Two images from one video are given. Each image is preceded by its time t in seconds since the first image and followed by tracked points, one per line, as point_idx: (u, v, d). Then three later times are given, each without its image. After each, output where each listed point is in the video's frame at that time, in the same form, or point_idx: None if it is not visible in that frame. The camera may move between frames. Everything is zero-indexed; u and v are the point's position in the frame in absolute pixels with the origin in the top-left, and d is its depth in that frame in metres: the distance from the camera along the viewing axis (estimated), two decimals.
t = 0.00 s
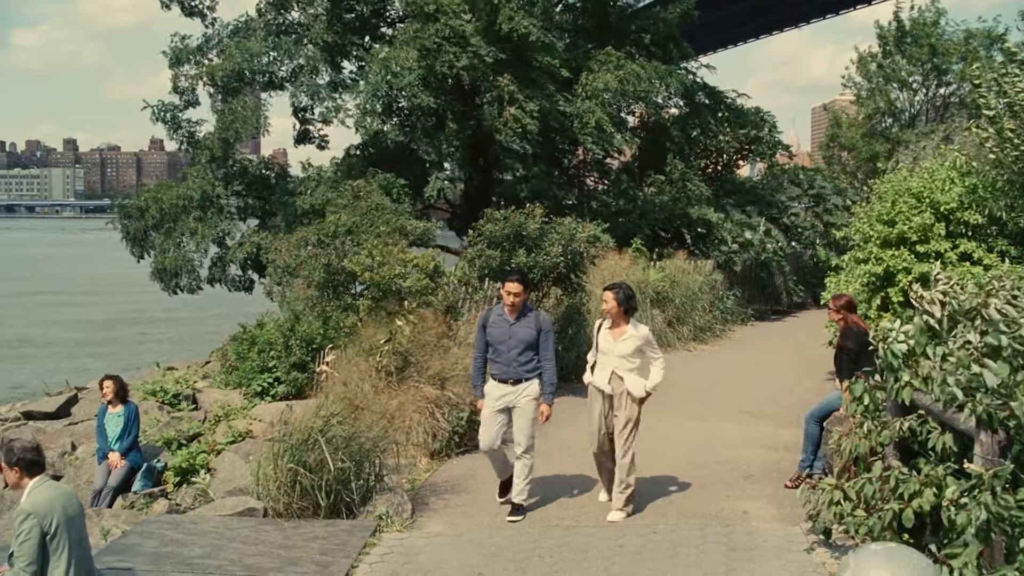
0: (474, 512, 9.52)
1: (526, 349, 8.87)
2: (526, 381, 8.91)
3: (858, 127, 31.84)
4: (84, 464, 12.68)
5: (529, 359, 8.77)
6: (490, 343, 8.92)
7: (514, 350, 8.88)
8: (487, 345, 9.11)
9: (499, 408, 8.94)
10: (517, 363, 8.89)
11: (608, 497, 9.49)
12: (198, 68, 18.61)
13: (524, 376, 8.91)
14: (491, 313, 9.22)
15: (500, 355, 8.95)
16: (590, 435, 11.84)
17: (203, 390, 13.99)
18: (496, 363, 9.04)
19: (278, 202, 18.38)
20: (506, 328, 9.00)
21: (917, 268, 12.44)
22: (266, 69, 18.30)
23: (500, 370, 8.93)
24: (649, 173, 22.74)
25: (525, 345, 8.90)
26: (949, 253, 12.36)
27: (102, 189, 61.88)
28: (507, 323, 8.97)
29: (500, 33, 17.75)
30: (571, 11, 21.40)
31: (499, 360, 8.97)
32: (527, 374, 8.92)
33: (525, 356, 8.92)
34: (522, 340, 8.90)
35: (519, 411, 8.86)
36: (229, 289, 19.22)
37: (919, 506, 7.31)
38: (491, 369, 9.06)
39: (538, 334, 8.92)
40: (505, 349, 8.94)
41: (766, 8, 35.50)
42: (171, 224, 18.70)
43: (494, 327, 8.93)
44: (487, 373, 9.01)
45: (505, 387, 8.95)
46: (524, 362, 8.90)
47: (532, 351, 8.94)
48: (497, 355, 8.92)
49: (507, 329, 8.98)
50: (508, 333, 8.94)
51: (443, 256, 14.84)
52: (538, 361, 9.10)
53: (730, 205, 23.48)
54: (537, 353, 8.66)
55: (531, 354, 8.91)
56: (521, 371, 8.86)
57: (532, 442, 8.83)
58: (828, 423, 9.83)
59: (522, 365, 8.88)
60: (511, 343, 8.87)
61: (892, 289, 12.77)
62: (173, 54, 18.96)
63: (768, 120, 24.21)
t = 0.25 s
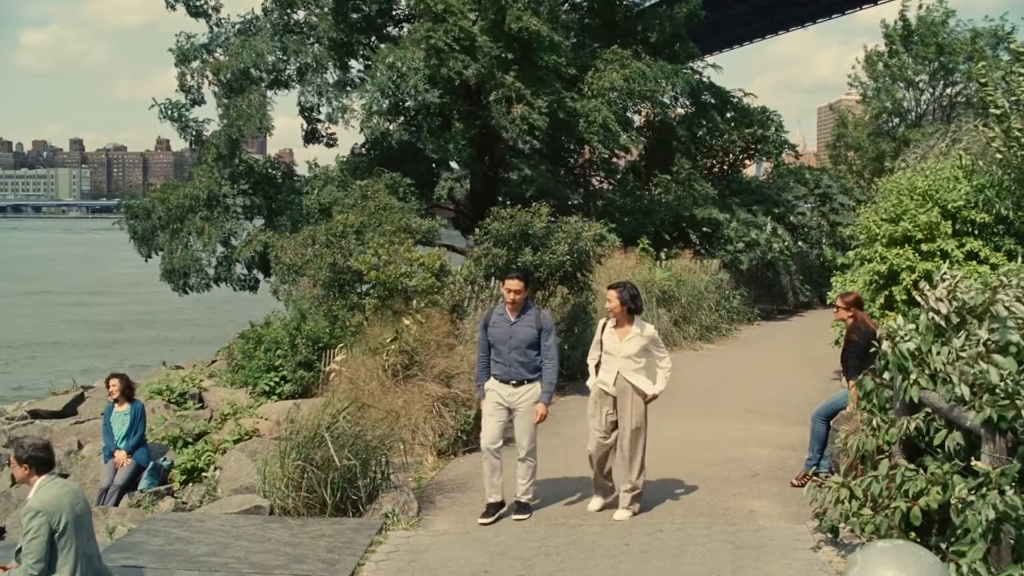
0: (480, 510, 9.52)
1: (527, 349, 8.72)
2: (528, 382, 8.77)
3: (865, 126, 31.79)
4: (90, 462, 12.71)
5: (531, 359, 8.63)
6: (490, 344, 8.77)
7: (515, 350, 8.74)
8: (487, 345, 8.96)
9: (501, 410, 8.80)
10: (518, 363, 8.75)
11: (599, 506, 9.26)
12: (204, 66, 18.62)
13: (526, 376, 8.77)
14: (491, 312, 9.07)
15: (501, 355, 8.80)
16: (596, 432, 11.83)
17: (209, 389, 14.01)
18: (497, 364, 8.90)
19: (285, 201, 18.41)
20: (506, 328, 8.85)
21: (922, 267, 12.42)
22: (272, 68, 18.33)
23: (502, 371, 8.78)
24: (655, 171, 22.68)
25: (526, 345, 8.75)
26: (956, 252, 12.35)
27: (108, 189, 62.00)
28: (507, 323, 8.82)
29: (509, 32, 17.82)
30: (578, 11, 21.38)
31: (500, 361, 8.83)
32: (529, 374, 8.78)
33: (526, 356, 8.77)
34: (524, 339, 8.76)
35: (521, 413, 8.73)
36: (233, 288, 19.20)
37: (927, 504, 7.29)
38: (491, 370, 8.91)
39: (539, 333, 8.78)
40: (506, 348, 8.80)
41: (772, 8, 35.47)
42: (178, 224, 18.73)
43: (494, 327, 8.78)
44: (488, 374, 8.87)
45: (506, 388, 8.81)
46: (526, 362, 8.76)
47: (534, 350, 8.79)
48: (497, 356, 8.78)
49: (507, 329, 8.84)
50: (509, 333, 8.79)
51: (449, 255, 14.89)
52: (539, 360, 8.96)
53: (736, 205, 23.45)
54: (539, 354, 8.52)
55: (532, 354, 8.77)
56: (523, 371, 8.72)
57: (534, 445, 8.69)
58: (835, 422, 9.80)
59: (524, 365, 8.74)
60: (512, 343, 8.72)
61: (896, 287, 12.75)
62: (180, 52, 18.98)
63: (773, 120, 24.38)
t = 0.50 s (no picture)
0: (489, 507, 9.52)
1: (523, 354, 8.47)
2: (525, 388, 8.52)
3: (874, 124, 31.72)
4: (100, 459, 12.75)
5: (528, 364, 8.38)
6: (485, 350, 8.49)
7: (510, 356, 8.48)
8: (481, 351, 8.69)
9: (498, 418, 8.54)
10: (515, 369, 8.49)
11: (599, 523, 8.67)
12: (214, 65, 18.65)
13: (523, 382, 8.51)
14: (482, 318, 8.80)
15: (496, 362, 8.54)
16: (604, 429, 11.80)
17: (219, 387, 14.08)
18: (493, 370, 8.63)
19: (296, 200, 18.49)
20: (500, 333, 8.58)
21: (933, 264, 12.33)
22: (282, 65, 18.45)
23: (498, 378, 8.53)
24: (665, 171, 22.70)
25: (522, 350, 8.50)
26: (968, 249, 12.34)
27: (118, 191, 62.17)
28: (501, 327, 8.56)
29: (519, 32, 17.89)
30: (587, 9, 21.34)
31: (496, 368, 8.56)
32: (526, 380, 8.53)
33: (522, 361, 8.52)
34: (518, 344, 8.50)
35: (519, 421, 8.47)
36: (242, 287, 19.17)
37: (938, 501, 7.24)
38: (487, 377, 8.64)
39: (535, 337, 8.52)
40: (500, 354, 8.53)
41: (781, 8, 35.42)
42: (188, 222, 18.77)
43: (488, 332, 8.51)
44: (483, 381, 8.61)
45: (504, 396, 8.55)
46: (522, 368, 8.50)
47: (530, 355, 8.54)
48: (492, 362, 8.51)
49: (501, 333, 8.57)
50: (503, 338, 8.53)
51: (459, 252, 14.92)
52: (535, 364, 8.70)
53: (745, 204, 23.43)
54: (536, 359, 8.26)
55: (528, 359, 8.51)
56: (520, 377, 8.47)
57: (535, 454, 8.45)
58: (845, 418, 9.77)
59: (521, 371, 8.49)
60: (508, 348, 8.46)
61: (907, 285, 12.63)
62: (190, 50, 19.06)
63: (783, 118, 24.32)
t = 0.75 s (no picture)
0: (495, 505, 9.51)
1: (520, 353, 8.38)
2: (522, 387, 8.43)
3: (882, 123, 31.67)
4: (108, 457, 12.78)
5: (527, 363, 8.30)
6: (481, 348, 8.40)
7: (507, 354, 8.40)
8: (477, 349, 8.59)
9: (494, 417, 8.45)
10: (511, 367, 8.41)
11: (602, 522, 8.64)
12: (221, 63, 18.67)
13: (520, 380, 8.42)
14: (478, 316, 8.73)
15: (492, 360, 8.45)
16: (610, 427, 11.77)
17: (225, 385, 14.12)
18: (488, 369, 8.53)
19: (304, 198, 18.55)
20: (497, 331, 8.49)
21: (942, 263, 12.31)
22: (286, 63, 18.58)
23: (494, 376, 8.43)
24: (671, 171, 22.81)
25: (519, 348, 8.41)
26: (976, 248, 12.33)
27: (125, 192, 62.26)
28: (498, 326, 8.47)
29: (515, 28, 17.56)
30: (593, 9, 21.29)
31: (492, 366, 8.47)
32: (523, 379, 8.44)
33: (519, 360, 8.43)
34: (515, 342, 8.42)
35: (516, 420, 8.39)
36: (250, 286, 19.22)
37: (945, 498, 7.21)
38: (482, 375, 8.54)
39: (532, 336, 8.45)
40: (497, 352, 8.44)
41: (789, 7, 35.38)
42: (195, 221, 18.79)
43: (485, 330, 8.41)
44: (478, 380, 8.51)
45: (499, 395, 8.46)
46: (519, 366, 8.42)
47: (527, 353, 8.46)
48: (488, 360, 8.42)
49: (497, 331, 8.49)
50: (500, 335, 8.45)
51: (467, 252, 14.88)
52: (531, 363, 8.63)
53: (751, 203, 23.42)
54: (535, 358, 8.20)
55: (526, 357, 8.43)
56: (516, 375, 8.38)
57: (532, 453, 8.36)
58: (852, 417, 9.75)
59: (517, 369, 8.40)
60: (505, 347, 8.38)
61: (915, 284, 12.61)
62: (196, 49, 19.09)
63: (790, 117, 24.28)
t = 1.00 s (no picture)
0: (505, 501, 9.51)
1: (521, 355, 8.04)
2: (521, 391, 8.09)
3: (894, 122, 31.57)
4: (119, 454, 12.82)
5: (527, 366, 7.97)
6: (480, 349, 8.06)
7: (506, 356, 8.06)
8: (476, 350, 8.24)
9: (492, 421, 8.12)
10: (511, 370, 8.07)
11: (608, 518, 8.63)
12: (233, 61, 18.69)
13: (520, 384, 8.09)
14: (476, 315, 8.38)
15: (490, 361, 8.11)
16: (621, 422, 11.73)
17: (236, 382, 14.17)
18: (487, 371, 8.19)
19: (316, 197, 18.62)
20: (497, 332, 8.14)
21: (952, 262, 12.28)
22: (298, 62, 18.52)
23: (493, 379, 8.09)
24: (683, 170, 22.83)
25: (519, 350, 8.08)
26: (986, 247, 12.30)
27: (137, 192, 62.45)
28: (498, 326, 8.12)
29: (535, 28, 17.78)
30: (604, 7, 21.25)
31: (490, 368, 8.13)
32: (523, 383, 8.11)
33: (519, 362, 8.09)
34: (516, 344, 8.08)
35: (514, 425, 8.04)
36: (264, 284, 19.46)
37: (955, 494, 7.16)
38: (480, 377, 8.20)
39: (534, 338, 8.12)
40: (495, 354, 8.10)
41: (801, 6, 35.30)
42: (207, 218, 18.81)
43: (485, 330, 8.07)
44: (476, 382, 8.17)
45: (496, 398, 8.11)
46: (518, 369, 8.08)
47: (527, 356, 8.13)
48: (487, 362, 8.08)
49: (497, 332, 8.15)
50: (499, 337, 8.11)
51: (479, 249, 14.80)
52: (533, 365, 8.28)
53: (762, 202, 23.37)
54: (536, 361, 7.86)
55: (526, 361, 8.09)
56: (516, 378, 8.05)
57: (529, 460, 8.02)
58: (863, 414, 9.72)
59: (516, 372, 8.07)
60: (505, 348, 8.04)
61: (926, 283, 12.60)
62: (208, 48, 19.14)
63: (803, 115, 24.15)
